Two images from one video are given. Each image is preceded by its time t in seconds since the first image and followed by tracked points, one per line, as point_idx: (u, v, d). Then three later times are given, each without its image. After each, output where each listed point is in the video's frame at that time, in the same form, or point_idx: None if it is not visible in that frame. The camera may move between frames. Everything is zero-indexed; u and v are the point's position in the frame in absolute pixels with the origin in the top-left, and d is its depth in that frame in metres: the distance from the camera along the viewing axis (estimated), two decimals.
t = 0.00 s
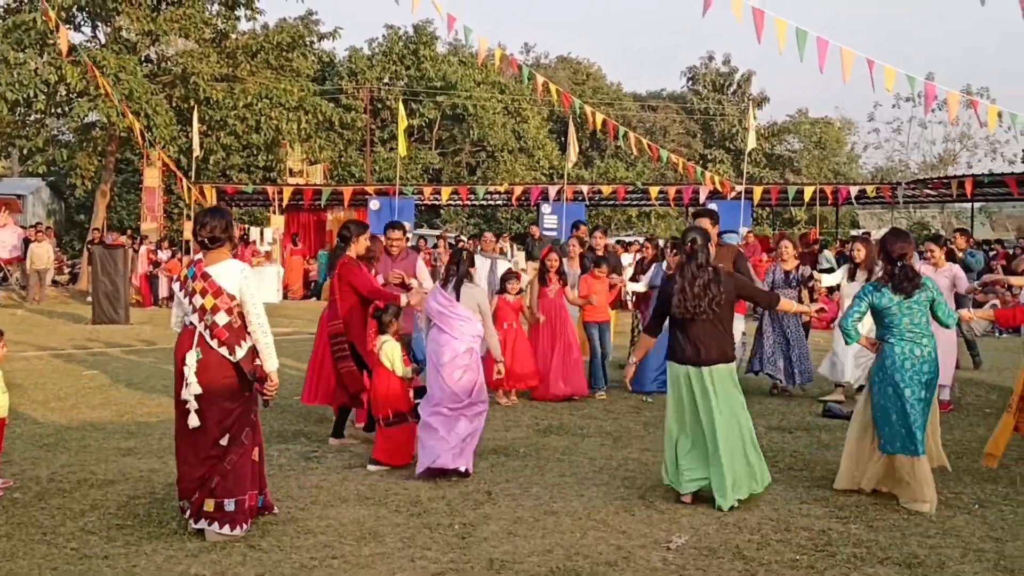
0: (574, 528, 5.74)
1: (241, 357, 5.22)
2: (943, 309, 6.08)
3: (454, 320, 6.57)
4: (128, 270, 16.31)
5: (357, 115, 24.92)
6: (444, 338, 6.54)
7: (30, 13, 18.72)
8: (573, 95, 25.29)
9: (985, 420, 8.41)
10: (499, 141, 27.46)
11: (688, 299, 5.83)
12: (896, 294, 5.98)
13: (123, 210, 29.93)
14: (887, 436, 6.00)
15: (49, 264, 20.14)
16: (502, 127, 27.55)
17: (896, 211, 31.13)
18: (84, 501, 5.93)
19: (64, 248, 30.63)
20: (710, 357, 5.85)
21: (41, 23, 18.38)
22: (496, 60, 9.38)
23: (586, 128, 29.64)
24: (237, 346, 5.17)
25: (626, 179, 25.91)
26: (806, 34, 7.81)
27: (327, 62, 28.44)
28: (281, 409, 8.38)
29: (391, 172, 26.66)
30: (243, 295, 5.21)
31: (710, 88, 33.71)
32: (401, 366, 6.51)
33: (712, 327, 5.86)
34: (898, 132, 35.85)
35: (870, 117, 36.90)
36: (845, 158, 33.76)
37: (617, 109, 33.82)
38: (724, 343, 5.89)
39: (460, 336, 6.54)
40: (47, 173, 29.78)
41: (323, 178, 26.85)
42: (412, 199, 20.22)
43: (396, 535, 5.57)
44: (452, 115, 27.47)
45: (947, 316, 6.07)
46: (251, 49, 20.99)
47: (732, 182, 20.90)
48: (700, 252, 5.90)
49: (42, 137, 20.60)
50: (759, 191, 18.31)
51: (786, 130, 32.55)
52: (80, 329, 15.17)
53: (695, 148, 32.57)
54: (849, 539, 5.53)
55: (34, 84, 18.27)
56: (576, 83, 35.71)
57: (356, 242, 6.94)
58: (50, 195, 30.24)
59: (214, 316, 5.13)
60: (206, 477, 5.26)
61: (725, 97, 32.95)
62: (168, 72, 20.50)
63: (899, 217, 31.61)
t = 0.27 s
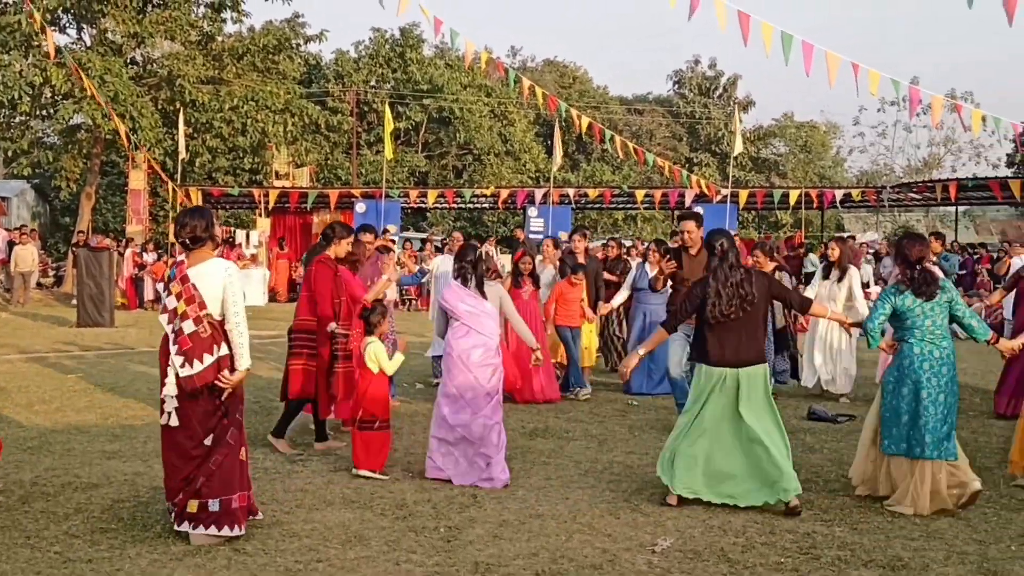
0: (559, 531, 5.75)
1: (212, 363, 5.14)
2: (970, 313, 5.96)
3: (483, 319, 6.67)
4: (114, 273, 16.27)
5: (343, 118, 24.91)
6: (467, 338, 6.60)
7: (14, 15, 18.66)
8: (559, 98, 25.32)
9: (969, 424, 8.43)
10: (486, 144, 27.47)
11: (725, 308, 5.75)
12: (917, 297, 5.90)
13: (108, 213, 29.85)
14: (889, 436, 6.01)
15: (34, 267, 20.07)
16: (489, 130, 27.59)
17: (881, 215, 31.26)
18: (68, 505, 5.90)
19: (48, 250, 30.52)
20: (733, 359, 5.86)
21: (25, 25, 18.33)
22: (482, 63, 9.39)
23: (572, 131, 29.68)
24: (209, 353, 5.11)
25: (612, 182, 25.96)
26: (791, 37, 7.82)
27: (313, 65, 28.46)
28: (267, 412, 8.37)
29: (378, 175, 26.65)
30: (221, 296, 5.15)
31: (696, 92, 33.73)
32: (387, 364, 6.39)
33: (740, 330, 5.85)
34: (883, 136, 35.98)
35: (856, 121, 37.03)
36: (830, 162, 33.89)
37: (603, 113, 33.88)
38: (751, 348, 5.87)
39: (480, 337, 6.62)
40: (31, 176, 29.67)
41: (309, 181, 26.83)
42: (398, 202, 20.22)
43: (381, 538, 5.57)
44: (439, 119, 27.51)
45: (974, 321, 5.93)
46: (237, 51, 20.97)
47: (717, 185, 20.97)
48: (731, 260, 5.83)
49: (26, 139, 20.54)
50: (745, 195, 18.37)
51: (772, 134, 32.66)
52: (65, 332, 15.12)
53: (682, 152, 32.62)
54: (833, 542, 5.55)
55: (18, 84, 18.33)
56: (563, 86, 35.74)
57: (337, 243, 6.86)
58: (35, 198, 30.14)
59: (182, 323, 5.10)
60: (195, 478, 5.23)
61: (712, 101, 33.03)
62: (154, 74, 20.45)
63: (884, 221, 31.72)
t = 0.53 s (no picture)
0: (542, 532, 5.74)
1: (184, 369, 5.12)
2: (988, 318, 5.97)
3: (490, 324, 6.51)
4: (96, 274, 16.21)
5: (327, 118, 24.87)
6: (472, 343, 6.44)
7: None
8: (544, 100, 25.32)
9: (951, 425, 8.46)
10: (470, 145, 27.41)
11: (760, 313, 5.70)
12: (934, 302, 5.89)
13: (91, 214, 29.74)
14: (906, 447, 5.91)
15: (16, 268, 19.97)
16: (473, 132, 27.56)
17: (865, 217, 31.38)
18: (49, 506, 5.87)
19: (30, 251, 30.37)
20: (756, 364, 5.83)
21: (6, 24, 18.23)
22: (465, 64, 9.38)
23: (556, 133, 29.71)
24: (183, 359, 5.10)
25: (596, 184, 25.97)
26: (774, 39, 7.82)
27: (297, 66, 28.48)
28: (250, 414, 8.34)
29: (362, 175, 26.59)
30: (199, 301, 5.16)
31: (680, 94, 33.78)
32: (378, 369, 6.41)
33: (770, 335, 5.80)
34: (866, 139, 36.14)
35: (839, 123, 37.19)
36: (814, 164, 34.02)
37: (587, 114, 33.95)
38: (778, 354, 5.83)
39: (489, 342, 6.47)
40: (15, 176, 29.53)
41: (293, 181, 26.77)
42: (382, 204, 20.18)
43: (364, 540, 5.56)
44: (423, 120, 27.51)
45: (1000, 321, 5.91)
46: (220, 52, 20.90)
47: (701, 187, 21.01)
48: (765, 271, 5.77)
49: (7, 139, 20.44)
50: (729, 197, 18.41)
51: (756, 136, 32.73)
52: (46, 333, 15.05)
53: (666, 154, 32.67)
54: (815, 543, 5.56)
55: None
56: (547, 88, 35.77)
57: (315, 248, 6.90)
58: (17, 198, 29.99)
59: (158, 328, 5.10)
60: (182, 483, 5.21)
61: (695, 103, 33.08)
62: (137, 74, 20.40)
63: (867, 223, 31.85)
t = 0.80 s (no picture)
0: (514, 533, 5.75)
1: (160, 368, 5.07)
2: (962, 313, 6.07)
3: (476, 323, 6.35)
4: (66, 274, 16.07)
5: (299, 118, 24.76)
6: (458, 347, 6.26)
7: None
8: (515, 100, 25.32)
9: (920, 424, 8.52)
10: (443, 146, 27.30)
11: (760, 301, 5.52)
12: (913, 294, 5.93)
13: (61, 214, 29.50)
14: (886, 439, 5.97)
15: None
16: (446, 132, 27.47)
17: (835, 219, 31.61)
18: (16, 508, 5.83)
19: None
20: (768, 356, 5.58)
21: None
22: (438, 65, 9.36)
23: (529, 134, 29.73)
24: (160, 356, 5.07)
25: (568, 185, 25.97)
26: (744, 42, 7.85)
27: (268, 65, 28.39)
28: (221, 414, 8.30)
29: (334, 176, 26.47)
30: (173, 298, 5.22)
31: (653, 95, 33.86)
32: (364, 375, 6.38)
33: (769, 328, 5.60)
34: (837, 141, 36.41)
35: (810, 125, 37.45)
36: (785, 165, 34.23)
37: (560, 115, 34.01)
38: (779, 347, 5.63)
39: (476, 342, 6.29)
40: None
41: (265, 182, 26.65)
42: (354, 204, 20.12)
43: (335, 541, 5.54)
44: (396, 120, 27.47)
45: (974, 317, 6.02)
46: (191, 51, 20.77)
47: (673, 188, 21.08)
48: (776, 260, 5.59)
49: None
50: (701, 198, 18.48)
51: (728, 138, 32.85)
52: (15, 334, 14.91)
53: (638, 155, 32.74)
54: (785, 542, 5.59)
55: None
56: (520, 89, 35.81)
57: (295, 244, 6.81)
58: None
59: (130, 326, 5.04)
60: (147, 482, 5.16)
61: (668, 104, 33.15)
62: (106, 73, 20.24)
63: (838, 225, 32.08)
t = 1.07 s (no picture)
0: (485, 533, 5.74)
1: (112, 368, 5.10)
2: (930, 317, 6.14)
3: (461, 321, 6.26)
4: (34, 274, 15.93)
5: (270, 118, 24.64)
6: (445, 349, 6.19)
7: None
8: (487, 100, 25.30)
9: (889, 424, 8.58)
10: (415, 146, 27.12)
11: (743, 301, 5.55)
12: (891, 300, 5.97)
13: (30, 213, 29.24)
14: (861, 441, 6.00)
15: None
16: (418, 132, 27.39)
17: (807, 220, 31.80)
18: None
19: None
20: (735, 357, 5.57)
21: None
22: (411, 64, 9.35)
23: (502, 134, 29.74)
24: (114, 356, 5.10)
25: (541, 185, 25.99)
26: (714, 43, 7.88)
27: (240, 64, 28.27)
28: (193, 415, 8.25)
29: (306, 175, 26.35)
30: (138, 296, 5.23)
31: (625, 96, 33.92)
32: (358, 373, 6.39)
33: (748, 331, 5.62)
34: (808, 142, 36.65)
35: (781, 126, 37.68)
36: (757, 166, 34.41)
37: (533, 115, 34.05)
38: (753, 350, 5.62)
39: (460, 340, 6.23)
40: None
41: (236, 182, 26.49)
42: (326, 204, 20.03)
43: (305, 542, 5.52)
44: (368, 120, 27.41)
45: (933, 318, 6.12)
46: (162, 49, 20.61)
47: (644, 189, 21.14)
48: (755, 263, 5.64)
49: None
50: (673, 199, 18.52)
51: (699, 139, 32.96)
52: None
53: (610, 156, 32.75)
54: (755, 542, 5.61)
55: None
56: (493, 89, 35.84)
57: (282, 247, 6.69)
58: None
59: (86, 323, 5.06)
60: (111, 479, 5.14)
61: (640, 105, 33.21)
62: (76, 71, 20.05)
63: (809, 226, 32.28)
